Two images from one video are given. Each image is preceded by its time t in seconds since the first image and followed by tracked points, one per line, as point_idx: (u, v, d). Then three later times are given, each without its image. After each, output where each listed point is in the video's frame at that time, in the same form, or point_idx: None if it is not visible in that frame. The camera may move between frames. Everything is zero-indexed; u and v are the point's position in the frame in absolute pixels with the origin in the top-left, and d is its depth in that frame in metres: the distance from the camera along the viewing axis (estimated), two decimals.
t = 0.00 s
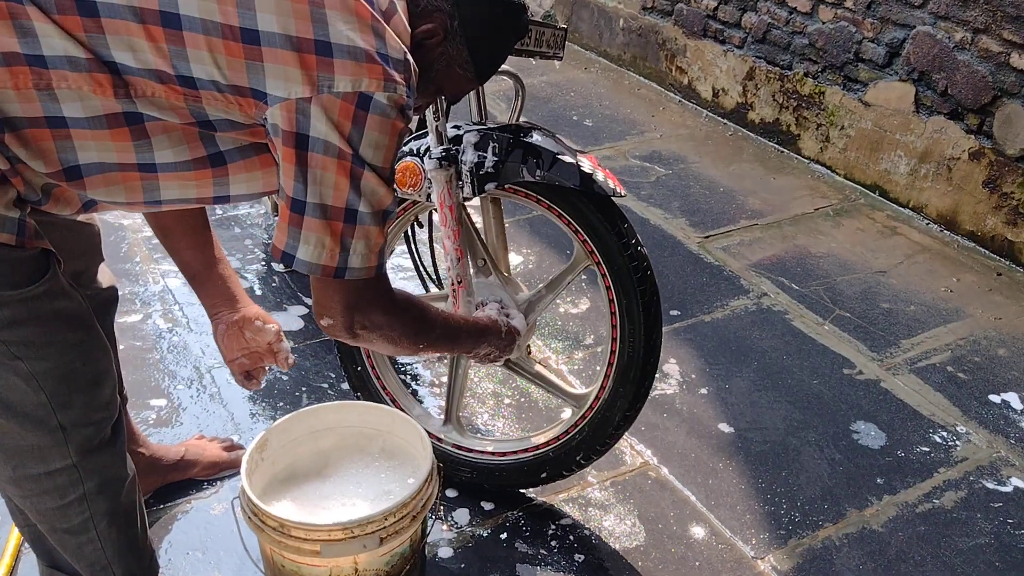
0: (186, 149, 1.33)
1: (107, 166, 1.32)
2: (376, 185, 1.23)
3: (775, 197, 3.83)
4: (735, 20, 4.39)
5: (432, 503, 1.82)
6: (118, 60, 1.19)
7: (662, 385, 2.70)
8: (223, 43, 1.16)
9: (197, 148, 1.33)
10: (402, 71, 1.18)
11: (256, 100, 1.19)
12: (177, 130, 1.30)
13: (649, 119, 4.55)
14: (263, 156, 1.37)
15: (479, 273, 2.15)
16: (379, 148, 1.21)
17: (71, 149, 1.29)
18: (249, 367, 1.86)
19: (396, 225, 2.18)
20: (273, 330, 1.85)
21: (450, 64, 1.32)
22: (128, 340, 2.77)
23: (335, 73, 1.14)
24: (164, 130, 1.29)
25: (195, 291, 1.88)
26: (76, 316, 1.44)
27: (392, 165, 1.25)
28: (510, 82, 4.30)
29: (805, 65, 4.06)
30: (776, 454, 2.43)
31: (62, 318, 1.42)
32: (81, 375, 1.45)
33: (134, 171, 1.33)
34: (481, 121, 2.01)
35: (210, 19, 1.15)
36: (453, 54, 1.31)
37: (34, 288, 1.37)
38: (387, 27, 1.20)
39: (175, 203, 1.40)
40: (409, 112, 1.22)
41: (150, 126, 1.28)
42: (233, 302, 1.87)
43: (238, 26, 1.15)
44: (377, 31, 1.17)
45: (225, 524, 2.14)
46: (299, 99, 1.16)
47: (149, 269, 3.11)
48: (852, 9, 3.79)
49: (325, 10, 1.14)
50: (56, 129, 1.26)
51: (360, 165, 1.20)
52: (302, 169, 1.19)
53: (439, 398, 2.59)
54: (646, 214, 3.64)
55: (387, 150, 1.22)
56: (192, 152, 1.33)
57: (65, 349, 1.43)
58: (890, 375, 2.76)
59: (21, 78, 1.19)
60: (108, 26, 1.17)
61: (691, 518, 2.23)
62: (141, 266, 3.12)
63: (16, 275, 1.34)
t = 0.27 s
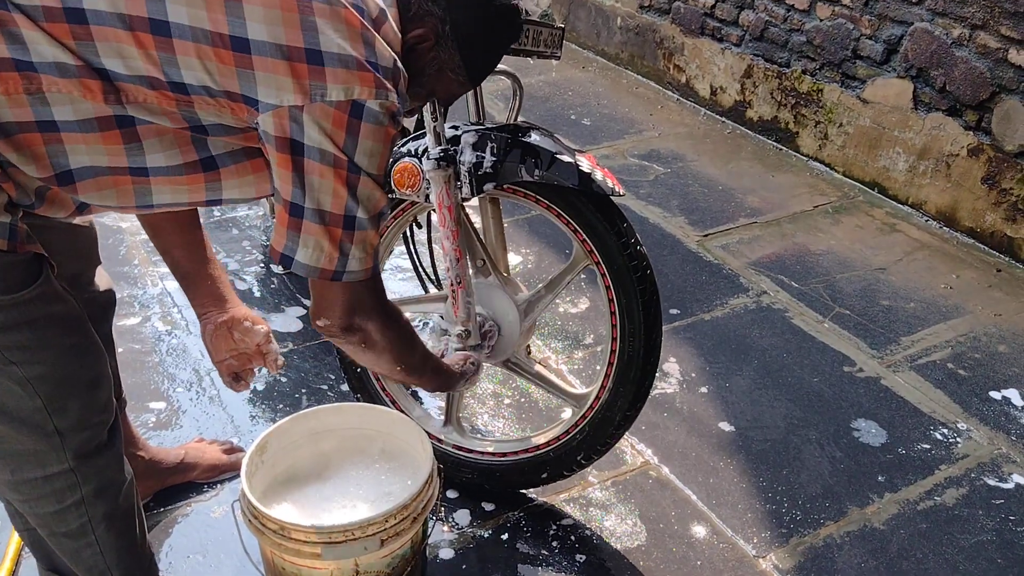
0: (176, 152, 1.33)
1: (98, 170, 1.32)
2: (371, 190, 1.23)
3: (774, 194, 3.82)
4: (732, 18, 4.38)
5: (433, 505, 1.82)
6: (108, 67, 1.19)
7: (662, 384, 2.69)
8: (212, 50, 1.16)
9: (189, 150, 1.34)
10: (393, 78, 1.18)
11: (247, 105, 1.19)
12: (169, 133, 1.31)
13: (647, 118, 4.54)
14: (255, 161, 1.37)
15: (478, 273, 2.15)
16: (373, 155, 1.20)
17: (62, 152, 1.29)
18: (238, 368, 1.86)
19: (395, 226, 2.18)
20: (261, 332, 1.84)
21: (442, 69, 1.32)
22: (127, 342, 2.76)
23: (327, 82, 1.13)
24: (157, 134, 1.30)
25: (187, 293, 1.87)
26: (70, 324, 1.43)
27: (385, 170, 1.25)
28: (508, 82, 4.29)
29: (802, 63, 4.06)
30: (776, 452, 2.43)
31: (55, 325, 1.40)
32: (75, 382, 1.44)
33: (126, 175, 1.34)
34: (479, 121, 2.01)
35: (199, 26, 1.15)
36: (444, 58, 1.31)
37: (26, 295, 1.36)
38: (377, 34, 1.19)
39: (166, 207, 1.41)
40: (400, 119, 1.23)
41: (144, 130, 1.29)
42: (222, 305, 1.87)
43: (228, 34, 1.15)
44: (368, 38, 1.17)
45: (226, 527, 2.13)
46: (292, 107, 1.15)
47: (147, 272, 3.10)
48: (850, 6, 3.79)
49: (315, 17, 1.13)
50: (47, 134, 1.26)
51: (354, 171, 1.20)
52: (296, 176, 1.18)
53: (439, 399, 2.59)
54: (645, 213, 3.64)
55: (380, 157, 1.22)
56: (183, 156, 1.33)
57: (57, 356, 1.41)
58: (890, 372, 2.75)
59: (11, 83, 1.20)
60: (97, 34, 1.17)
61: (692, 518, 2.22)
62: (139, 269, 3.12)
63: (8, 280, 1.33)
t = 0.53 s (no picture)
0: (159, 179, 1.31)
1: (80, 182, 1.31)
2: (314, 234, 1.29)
3: (769, 192, 3.82)
4: (726, 16, 4.38)
5: (432, 507, 1.82)
6: (92, 92, 1.19)
7: (660, 383, 2.69)
8: (196, 85, 1.17)
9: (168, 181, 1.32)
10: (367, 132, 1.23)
11: (224, 137, 1.22)
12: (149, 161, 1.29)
13: (642, 117, 4.54)
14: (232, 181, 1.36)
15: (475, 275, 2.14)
16: (329, 202, 1.26)
17: (46, 164, 1.27)
18: (189, 395, 1.85)
19: (390, 228, 2.17)
20: (217, 360, 1.82)
21: (422, 114, 1.30)
22: (123, 348, 2.75)
23: (302, 128, 1.18)
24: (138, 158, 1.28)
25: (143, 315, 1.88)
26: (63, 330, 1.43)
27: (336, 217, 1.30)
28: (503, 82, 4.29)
29: (796, 60, 4.06)
30: (775, 451, 2.43)
31: (48, 332, 1.40)
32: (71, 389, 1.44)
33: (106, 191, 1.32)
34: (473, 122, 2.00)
35: (186, 63, 1.16)
36: (426, 105, 1.28)
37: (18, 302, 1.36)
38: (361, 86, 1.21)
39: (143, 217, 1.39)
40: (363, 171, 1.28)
41: (126, 156, 1.27)
42: (180, 328, 1.87)
43: (214, 72, 1.16)
44: (351, 89, 1.19)
45: (224, 532, 2.13)
46: (264, 148, 1.19)
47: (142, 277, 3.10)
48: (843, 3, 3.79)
49: (301, 64, 1.16)
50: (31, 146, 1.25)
51: (307, 213, 1.25)
52: (250, 206, 1.23)
53: (437, 401, 2.59)
54: (641, 212, 3.64)
55: (336, 207, 1.28)
56: (163, 183, 1.31)
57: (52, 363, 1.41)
58: (887, 369, 2.76)
59: None
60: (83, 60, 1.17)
61: (691, 517, 2.22)
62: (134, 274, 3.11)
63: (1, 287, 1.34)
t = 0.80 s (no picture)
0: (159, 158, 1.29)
1: (83, 164, 1.30)
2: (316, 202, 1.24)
3: (762, 189, 3.83)
4: (718, 14, 4.39)
5: (429, 508, 1.81)
6: (86, 68, 1.18)
7: (656, 381, 2.70)
8: (190, 49, 1.16)
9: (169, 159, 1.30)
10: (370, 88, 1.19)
11: (223, 105, 1.20)
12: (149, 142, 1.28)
13: (634, 115, 4.54)
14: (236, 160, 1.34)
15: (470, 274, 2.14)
16: (332, 163, 1.21)
17: (48, 149, 1.27)
18: (192, 371, 1.88)
19: (385, 228, 2.17)
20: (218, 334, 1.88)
21: (426, 65, 1.29)
22: (117, 351, 2.74)
23: (300, 84, 1.14)
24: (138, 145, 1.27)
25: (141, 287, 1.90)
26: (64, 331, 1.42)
27: (339, 181, 1.25)
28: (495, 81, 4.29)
29: (788, 57, 4.07)
30: (771, 447, 2.43)
31: (49, 332, 1.40)
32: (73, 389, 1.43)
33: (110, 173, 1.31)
34: (467, 122, 2.01)
35: (179, 26, 1.16)
36: (428, 55, 1.27)
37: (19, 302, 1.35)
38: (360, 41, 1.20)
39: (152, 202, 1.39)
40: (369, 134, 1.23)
41: (122, 143, 1.26)
42: (180, 305, 1.89)
43: (207, 33, 1.15)
44: (349, 44, 1.17)
45: (221, 534, 2.12)
46: (262, 109, 1.16)
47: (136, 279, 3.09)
48: None
49: (297, 20, 1.14)
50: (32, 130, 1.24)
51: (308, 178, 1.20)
52: (247, 175, 1.18)
53: (432, 401, 2.58)
54: (635, 210, 3.64)
55: (338, 167, 1.22)
56: (163, 164, 1.30)
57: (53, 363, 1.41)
58: (881, 364, 2.76)
59: None
60: (76, 35, 1.17)
61: (688, 514, 2.23)
62: (127, 276, 3.10)
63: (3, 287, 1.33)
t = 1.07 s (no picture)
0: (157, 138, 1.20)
1: (91, 136, 1.28)
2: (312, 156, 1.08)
3: (758, 188, 3.84)
4: (713, 13, 4.39)
5: (426, 507, 1.81)
6: (78, 35, 1.10)
7: (652, 379, 2.70)
8: None
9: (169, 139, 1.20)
10: (366, 26, 1.07)
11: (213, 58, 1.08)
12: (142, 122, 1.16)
13: (630, 114, 4.55)
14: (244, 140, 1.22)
15: (467, 273, 2.14)
16: (330, 107, 1.06)
17: (54, 124, 1.23)
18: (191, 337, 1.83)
19: (381, 228, 2.17)
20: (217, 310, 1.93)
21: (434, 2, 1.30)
22: (113, 351, 2.74)
23: (292, 18, 1.02)
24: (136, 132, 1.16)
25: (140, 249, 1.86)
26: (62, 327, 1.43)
27: (340, 133, 1.09)
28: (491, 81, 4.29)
29: (784, 56, 4.08)
30: (767, 446, 2.44)
31: (48, 329, 1.41)
32: (69, 387, 1.44)
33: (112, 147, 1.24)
34: (463, 121, 2.01)
35: None
36: None
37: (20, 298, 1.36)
38: None
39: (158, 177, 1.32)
40: (373, 80, 1.09)
41: (115, 130, 1.16)
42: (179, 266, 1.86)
43: None
44: None
45: (218, 534, 2.12)
46: (251, 45, 1.03)
47: (132, 279, 3.08)
48: None
49: None
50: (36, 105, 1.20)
51: (302, 125, 1.05)
52: (232, 118, 1.04)
53: (429, 400, 2.58)
54: (631, 209, 3.65)
55: (339, 112, 1.07)
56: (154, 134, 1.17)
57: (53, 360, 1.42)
58: (878, 362, 2.77)
59: None
60: None
61: (685, 513, 2.23)
62: (124, 276, 3.09)
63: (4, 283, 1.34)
